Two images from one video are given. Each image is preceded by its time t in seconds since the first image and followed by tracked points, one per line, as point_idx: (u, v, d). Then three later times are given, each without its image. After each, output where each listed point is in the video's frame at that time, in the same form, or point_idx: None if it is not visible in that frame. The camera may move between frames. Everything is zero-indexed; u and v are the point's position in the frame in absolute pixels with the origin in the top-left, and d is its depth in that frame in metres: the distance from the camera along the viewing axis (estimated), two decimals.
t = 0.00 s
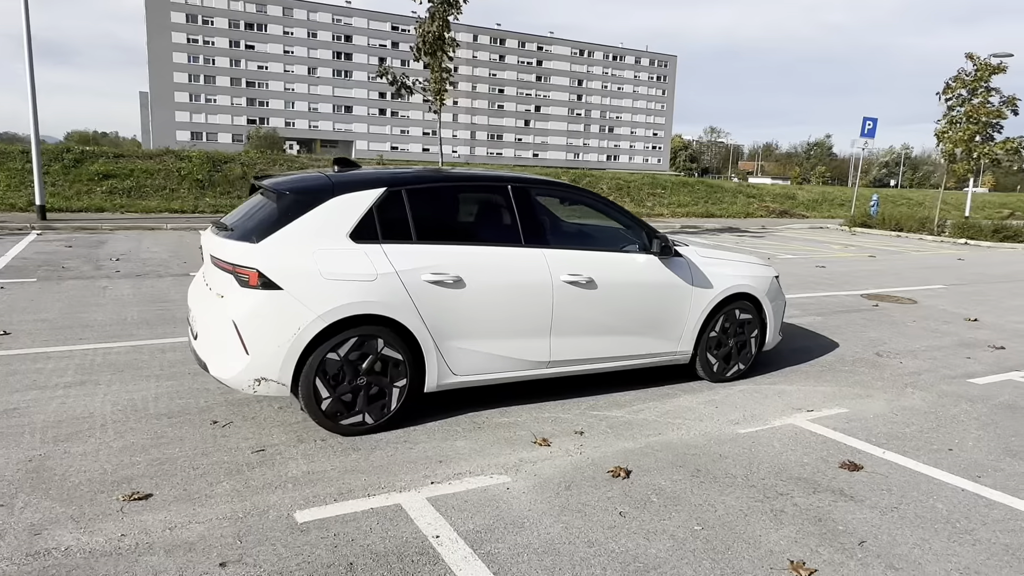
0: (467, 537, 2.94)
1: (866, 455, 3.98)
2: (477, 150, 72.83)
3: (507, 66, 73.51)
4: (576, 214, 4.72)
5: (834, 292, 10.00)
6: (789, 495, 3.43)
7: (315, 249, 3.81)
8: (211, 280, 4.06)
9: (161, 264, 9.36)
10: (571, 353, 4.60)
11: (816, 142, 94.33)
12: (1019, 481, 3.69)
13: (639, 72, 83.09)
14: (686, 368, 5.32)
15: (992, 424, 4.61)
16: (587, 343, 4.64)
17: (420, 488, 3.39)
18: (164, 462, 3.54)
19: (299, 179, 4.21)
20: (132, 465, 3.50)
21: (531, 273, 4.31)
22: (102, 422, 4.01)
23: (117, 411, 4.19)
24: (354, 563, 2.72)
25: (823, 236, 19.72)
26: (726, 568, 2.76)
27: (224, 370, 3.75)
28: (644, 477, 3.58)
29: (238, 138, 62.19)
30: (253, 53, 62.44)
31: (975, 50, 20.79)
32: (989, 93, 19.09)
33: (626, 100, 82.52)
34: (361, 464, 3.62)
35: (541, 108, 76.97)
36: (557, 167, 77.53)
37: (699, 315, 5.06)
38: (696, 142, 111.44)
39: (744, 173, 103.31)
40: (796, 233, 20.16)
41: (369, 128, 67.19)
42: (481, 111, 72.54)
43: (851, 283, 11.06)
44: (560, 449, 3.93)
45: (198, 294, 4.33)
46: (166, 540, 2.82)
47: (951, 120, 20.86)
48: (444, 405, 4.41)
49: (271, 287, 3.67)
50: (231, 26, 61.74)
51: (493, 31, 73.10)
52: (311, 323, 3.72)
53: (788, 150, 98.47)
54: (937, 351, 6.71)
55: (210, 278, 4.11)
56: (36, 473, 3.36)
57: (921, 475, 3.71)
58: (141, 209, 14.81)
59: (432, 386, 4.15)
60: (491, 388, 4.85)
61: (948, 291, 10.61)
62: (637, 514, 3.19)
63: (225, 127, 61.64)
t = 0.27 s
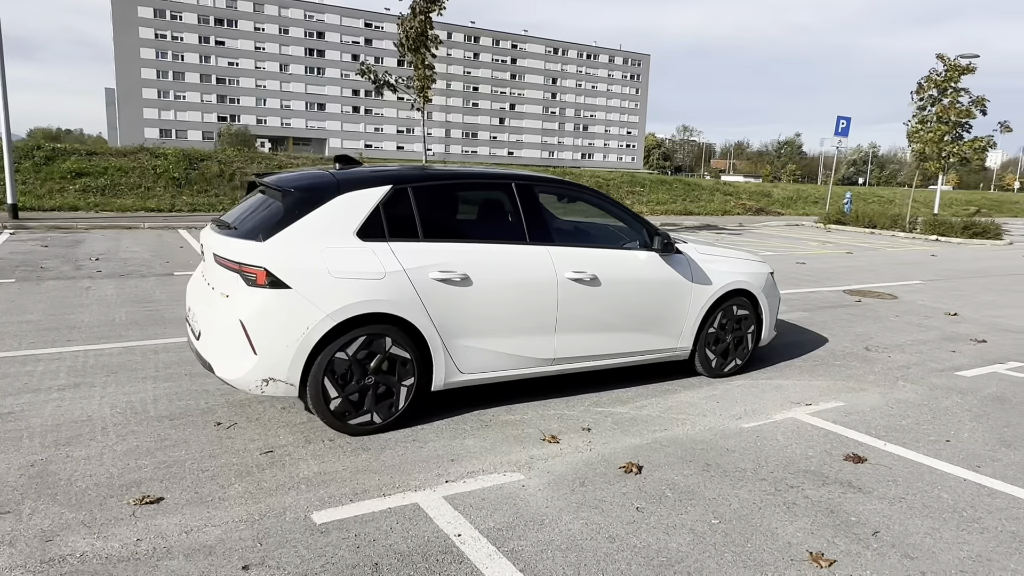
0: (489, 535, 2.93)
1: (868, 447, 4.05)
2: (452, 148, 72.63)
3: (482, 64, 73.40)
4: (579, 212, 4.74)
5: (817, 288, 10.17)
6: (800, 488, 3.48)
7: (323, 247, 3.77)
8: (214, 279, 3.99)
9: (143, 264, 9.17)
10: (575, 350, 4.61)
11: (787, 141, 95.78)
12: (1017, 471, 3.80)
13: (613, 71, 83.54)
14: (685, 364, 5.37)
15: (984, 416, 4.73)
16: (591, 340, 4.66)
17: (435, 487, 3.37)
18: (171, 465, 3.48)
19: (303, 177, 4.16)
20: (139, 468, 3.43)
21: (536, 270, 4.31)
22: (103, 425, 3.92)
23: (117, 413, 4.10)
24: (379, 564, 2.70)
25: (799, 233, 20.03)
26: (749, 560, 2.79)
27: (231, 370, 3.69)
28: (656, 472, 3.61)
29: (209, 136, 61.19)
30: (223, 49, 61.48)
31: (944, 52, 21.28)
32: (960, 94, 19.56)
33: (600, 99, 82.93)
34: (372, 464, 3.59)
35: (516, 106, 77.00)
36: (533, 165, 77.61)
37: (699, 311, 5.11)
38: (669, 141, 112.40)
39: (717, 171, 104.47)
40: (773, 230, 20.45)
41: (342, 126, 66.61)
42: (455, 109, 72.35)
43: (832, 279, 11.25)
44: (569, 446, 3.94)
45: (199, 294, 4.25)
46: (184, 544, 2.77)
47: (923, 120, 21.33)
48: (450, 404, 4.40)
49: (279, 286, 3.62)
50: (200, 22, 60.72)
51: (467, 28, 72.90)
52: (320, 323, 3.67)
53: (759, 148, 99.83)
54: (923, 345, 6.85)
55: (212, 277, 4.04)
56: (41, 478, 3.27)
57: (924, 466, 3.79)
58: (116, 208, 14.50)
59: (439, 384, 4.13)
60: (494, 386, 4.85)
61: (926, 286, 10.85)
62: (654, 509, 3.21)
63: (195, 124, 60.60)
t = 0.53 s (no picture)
0: (512, 542, 2.91)
1: (873, 446, 4.11)
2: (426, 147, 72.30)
3: (456, 62, 73.17)
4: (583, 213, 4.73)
5: (802, 286, 10.31)
6: (812, 487, 3.52)
7: (331, 250, 3.71)
8: (217, 284, 3.91)
9: (124, 266, 8.96)
10: (580, 352, 4.61)
11: (759, 140, 97.09)
12: (1018, 467, 3.88)
13: (587, 70, 83.87)
14: (685, 365, 5.39)
15: (979, 412, 4.83)
16: (595, 342, 4.66)
17: (451, 493, 3.34)
18: (179, 475, 3.40)
19: (307, 180, 4.09)
20: (146, 479, 3.34)
21: (543, 272, 4.29)
22: (102, 434, 3.81)
23: (115, 422, 3.99)
24: (405, 573, 2.66)
25: (777, 231, 20.30)
26: (772, 562, 2.80)
27: (238, 377, 3.62)
28: (669, 474, 3.62)
29: (178, 134, 60.09)
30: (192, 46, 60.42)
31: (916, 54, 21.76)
32: (932, 95, 20.03)
33: (574, 98, 83.22)
34: (385, 471, 3.54)
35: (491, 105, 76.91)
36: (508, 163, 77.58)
37: (699, 312, 5.14)
38: (643, 140, 113.18)
39: (690, 170, 105.48)
40: (751, 229, 20.70)
41: (315, 124, 65.97)
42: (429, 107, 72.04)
43: (815, 277, 11.41)
44: (580, 449, 3.93)
45: (200, 299, 4.16)
46: (202, 558, 2.70)
47: (896, 120, 21.78)
48: (456, 408, 4.36)
49: (288, 291, 3.56)
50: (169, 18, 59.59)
51: (441, 26, 72.61)
52: (329, 328, 3.62)
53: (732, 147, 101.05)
54: (911, 342, 6.98)
55: (215, 282, 3.96)
56: (44, 491, 3.17)
57: (928, 464, 3.85)
58: (90, 208, 14.16)
59: (447, 388, 4.09)
60: (498, 389, 4.82)
61: (906, 284, 11.06)
62: (672, 512, 3.22)
63: (163, 122, 59.46)
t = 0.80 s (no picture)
0: (533, 544, 2.90)
1: (874, 442, 4.18)
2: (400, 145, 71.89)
3: (430, 61, 72.87)
4: (585, 213, 4.74)
5: (785, 284, 10.46)
6: (821, 484, 3.57)
7: (339, 252, 3.67)
8: (220, 286, 3.83)
9: (104, 268, 8.76)
10: (583, 352, 4.62)
11: (731, 139, 98.34)
12: (1014, 460, 3.98)
13: (562, 69, 84.11)
14: (683, 364, 5.43)
15: (970, 408, 4.95)
16: (598, 342, 4.67)
17: (466, 496, 3.32)
18: (187, 482, 3.33)
19: (312, 181, 4.04)
20: (153, 487, 3.27)
21: (548, 273, 4.29)
22: (103, 442, 3.72)
23: (115, 429, 3.89)
24: None
25: (754, 230, 20.56)
26: (792, 559, 2.84)
27: (245, 382, 3.56)
28: (680, 473, 3.64)
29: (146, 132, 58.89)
30: (160, 42, 59.24)
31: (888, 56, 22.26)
32: (905, 95, 20.50)
33: (548, 97, 83.37)
34: (396, 474, 3.51)
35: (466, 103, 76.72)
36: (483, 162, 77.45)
37: (698, 311, 5.18)
38: (617, 139, 113.83)
39: (663, 169, 106.37)
40: (729, 228, 20.94)
41: (288, 122, 65.13)
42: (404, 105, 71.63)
43: (797, 275, 11.58)
44: (589, 450, 3.94)
45: (200, 302, 4.08)
46: (221, 567, 2.65)
47: (869, 120, 22.20)
48: (461, 410, 4.34)
49: (296, 293, 3.50)
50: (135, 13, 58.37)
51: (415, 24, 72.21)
52: (338, 330, 3.58)
53: (705, 147, 102.20)
54: (896, 339, 7.12)
55: (217, 284, 3.88)
56: (48, 502, 3.08)
57: (929, 459, 3.93)
58: (62, 208, 13.82)
59: (454, 390, 4.07)
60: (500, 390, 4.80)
61: (885, 282, 11.28)
62: (688, 511, 3.24)
63: (131, 120, 58.23)
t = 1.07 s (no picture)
0: (557, 539, 2.91)
1: (875, 433, 4.27)
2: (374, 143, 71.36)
3: (405, 58, 72.43)
4: (589, 210, 4.77)
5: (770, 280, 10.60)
6: (830, 475, 3.64)
7: (351, 249, 3.64)
8: (227, 284, 3.78)
9: (86, 267, 8.56)
10: (588, 348, 4.64)
11: (704, 138, 99.40)
12: (1011, 450, 4.09)
13: (537, 67, 84.21)
14: (683, 359, 5.48)
15: (962, 399, 5.08)
16: (602, 338, 4.70)
17: (484, 492, 3.32)
18: (200, 483, 3.28)
19: (320, 178, 4.00)
20: (166, 488, 3.21)
21: (555, 269, 4.31)
22: (108, 444, 3.64)
23: (119, 430, 3.82)
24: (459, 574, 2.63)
25: (733, 227, 20.81)
26: (812, 549, 2.89)
27: (256, 381, 3.51)
28: (693, 467, 3.68)
29: (114, 129, 57.66)
30: (127, 37, 58.01)
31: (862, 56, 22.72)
32: (879, 95, 20.94)
33: (523, 95, 83.41)
34: (411, 472, 3.50)
35: (441, 101, 76.43)
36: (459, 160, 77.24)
37: (698, 306, 5.24)
38: (592, 138, 114.41)
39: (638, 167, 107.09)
40: (709, 225, 21.17)
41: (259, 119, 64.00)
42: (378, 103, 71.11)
43: (780, 272, 11.74)
44: (600, 445, 3.96)
45: (205, 301, 4.02)
46: (245, 569, 2.62)
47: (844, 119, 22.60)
48: (468, 407, 4.34)
49: (308, 291, 3.46)
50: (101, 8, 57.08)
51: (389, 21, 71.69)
52: (351, 328, 3.55)
53: (679, 145, 103.19)
54: (884, 333, 7.27)
55: (223, 282, 3.82)
56: (60, 505, 3.02)
57: (930, 449, 4.03)
58: (36, 206, 13.49)
59: (463, 387, 4.06)
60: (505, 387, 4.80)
61: (866, 278, 11.50)
62: (705, 504, 3.27)
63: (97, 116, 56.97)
